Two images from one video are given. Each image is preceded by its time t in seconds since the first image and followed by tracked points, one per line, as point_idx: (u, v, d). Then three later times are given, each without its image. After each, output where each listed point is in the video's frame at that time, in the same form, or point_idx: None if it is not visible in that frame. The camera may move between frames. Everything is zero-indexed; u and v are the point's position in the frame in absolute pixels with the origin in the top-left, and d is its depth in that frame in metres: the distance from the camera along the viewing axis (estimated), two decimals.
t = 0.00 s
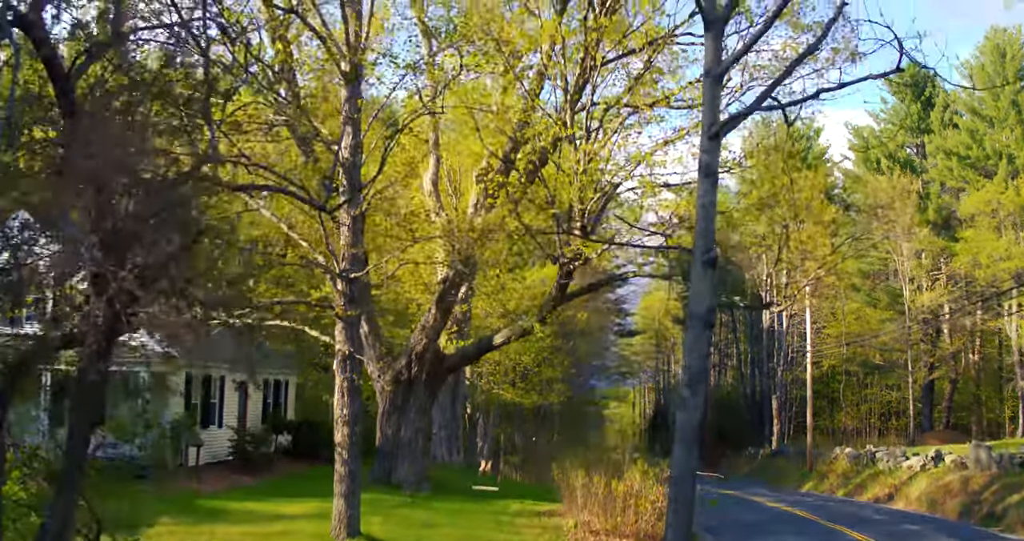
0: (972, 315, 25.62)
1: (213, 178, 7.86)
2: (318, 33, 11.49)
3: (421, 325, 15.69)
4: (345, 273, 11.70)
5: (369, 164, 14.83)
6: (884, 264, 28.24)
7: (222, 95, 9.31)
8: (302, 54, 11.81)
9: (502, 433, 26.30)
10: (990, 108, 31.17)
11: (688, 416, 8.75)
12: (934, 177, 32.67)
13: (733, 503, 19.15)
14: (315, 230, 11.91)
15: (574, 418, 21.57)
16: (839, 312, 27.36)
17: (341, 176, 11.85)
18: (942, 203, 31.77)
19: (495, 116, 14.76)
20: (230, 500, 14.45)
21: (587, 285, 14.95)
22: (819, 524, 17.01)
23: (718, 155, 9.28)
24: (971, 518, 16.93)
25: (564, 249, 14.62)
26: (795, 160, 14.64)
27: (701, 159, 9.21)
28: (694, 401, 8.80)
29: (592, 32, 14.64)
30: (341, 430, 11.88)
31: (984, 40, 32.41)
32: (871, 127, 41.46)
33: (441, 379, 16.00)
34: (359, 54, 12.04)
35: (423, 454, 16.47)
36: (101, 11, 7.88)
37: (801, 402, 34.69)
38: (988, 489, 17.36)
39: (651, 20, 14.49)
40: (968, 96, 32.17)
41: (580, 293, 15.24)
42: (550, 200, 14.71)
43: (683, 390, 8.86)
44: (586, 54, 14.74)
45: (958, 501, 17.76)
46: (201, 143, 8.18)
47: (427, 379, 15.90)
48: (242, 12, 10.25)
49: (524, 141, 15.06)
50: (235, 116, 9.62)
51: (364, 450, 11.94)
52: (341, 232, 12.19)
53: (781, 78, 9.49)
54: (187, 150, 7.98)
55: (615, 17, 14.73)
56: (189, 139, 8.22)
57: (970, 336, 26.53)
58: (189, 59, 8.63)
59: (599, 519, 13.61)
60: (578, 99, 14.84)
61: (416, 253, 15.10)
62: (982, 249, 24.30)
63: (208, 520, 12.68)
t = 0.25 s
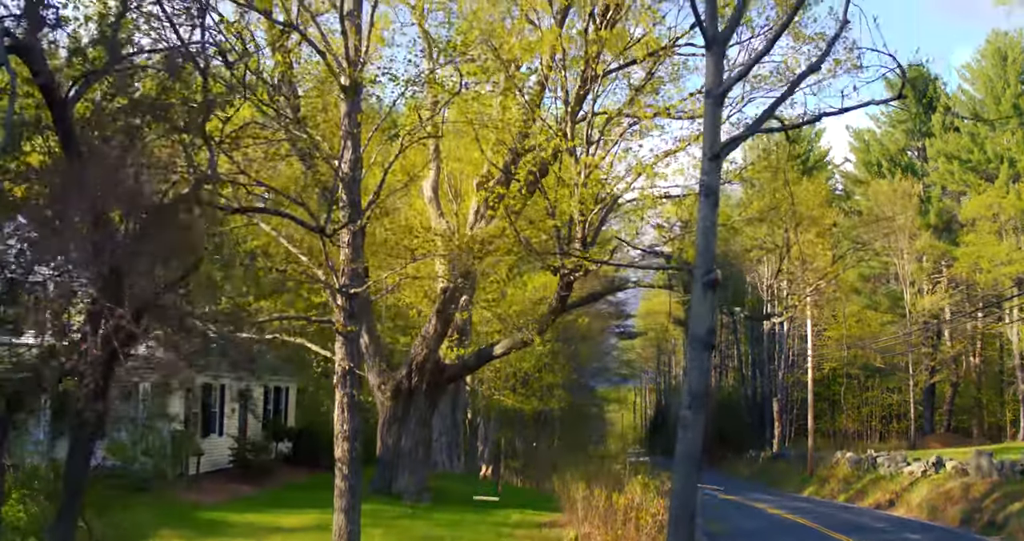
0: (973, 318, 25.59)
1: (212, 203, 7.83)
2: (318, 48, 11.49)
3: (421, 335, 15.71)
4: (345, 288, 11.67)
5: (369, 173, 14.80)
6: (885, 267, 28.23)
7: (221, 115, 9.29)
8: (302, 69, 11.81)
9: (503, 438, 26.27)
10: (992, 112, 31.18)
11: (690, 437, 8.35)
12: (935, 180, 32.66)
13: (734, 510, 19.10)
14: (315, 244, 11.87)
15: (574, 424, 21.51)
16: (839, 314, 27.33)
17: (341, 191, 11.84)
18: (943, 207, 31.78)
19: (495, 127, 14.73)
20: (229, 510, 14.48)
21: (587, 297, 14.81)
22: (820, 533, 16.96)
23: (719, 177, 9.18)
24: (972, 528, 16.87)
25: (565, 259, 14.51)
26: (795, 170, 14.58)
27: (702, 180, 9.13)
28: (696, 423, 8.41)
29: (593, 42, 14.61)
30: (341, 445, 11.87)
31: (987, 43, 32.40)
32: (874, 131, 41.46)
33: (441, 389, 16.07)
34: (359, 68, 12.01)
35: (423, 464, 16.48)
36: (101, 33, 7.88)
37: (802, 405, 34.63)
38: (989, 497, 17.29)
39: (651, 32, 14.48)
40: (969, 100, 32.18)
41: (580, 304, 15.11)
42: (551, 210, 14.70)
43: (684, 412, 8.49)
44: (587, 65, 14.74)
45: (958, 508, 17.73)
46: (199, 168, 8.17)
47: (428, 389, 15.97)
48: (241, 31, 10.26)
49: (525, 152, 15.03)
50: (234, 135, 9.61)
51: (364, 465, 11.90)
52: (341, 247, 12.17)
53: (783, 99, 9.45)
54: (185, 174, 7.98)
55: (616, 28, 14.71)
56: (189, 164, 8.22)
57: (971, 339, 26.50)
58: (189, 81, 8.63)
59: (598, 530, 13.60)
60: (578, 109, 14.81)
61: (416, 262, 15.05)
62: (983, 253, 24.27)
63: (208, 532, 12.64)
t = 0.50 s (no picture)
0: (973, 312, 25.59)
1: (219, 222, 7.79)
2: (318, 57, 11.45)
3: (422, 335, 15.72)
4: (345, 295, 11.59)
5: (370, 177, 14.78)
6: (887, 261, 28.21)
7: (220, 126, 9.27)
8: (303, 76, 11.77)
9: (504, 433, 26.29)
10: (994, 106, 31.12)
11: (692, 453, 7.89)
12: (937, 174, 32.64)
13: (733, 508, 19.14)
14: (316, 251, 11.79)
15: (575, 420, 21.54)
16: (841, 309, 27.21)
17: (341, 200, 11.81)
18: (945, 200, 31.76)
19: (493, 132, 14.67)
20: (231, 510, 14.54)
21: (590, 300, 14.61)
22: (821, 532, 16.95)
23: (721, 190, 9.15)
24: (972, 526, 16.82)
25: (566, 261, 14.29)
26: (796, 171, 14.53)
27: (705, 193, 9.08)
28: (696, 437, 7.91)
29: (594, 44, 14.56)
30: (342, 451, 11.86)
31: (987, 39, 32.38)
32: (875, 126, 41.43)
33: (442, 390, 16.12)
34: (360, 74, 11.97)
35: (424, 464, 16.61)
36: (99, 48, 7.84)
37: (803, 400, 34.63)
38: (989, 496, 17.27)
39: (652, 34, 14.43)
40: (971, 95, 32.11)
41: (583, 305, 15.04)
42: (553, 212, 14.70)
43: (684, 427, 8.00)
44: (588, 67, 14.69)
45: (958, 507, 17.75)
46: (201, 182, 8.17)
47: (429, 390, 16.04)
48: (241, 40, 10.22)
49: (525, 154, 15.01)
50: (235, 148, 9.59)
51: (366, 470, 11.87)
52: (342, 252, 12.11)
53: (783, 109, 9.41)
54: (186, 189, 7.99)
55: (617, 30, 14.67)
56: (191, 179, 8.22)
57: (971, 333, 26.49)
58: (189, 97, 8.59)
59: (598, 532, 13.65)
60: (578, 112, 14.79)
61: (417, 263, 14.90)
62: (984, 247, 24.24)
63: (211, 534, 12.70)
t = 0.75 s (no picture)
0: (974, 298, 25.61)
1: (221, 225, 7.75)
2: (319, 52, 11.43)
3: (423, 327, 15.86)
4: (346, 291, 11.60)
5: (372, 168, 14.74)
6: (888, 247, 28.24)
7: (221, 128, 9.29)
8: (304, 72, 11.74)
9: (505, 419, 26.36)
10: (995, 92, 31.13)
11: (692, 452, 8.16)
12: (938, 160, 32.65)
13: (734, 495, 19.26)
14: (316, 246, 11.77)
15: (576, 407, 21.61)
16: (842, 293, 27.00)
17: (342, 195, 11.75)
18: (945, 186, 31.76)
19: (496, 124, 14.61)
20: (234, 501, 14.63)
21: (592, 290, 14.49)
22: (821, 521, 17.01)
23: (723, 193, 9.23)
24: (972, 515, 16.85)
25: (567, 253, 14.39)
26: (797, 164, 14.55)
27: (707, 195, 9.16)
28: (699, 437, 8.19)
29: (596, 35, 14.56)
30: (344, 446, 11.94)
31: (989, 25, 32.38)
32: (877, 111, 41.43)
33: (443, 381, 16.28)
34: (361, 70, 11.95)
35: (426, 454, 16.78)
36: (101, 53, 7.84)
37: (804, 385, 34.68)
38: (988, 484, 17.30)
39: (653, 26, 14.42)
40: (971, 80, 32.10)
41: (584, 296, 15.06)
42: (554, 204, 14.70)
43: (685, 426, 8.27)
44: (589, 60, 14.69)
45: (957, 495, 17.81)
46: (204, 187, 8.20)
47: (430, 381, 16.21)
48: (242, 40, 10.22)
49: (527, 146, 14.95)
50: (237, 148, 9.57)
51: (368, 466, 11.97)
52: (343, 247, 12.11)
53: (787, 110, 9.48)
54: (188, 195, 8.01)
55: (618, 23, 14.68)
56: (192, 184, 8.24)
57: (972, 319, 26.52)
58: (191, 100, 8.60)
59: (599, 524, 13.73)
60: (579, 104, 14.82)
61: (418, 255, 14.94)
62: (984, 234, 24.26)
63: (214, 526, 12.78)
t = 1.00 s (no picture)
0: (975, 275, 25.59)
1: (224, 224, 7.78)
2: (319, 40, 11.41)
3: (424, 311, 15.95)
4: (348, 280, 11.70)
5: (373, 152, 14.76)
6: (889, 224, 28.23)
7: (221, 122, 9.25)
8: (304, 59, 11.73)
9: (506, 397, 26.41)
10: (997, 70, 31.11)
11: (693, 446, 8.17)
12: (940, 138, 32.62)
13: (736, 475, 19.32)
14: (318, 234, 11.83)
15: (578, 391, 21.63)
16: (840, 273, 26.97)
17: (343, 183, 11.78)
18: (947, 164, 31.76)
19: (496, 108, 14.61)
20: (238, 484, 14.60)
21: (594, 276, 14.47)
22: (822, 502, 17.04)
23: (726, 185, 9.23)
24: (971, 496, 16.89)
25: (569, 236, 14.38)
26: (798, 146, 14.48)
27: (710, 188, 9.15)
28: (698, 430, 8.18)
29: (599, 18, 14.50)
30: (347, 433, 11.97)
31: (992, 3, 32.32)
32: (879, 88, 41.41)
33: (444, 364, 16.43)
34: (361, 57, 11.94)
35: (428, 437, 16.89)
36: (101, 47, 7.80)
37: (804, 361, 34.74)
38: (988, 465, 17.30)
39: (656, 8, 14.35)
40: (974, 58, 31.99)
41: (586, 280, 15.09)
42: (556, 189, 14.76)
43: (687, 419, 8.29)
44: (591, 44, 14.67)
45: (956, 475, 17.85)
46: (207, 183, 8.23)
47: (432, 363, 16.35)
48: (240, 29, 10.20)
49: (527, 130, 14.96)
50: (239, 140, 9.56)
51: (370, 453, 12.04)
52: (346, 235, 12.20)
53: (791, 103, 9.46)
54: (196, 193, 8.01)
55: (620, 7, 14.64)
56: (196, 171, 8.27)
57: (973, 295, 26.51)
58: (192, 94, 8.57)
59: (604, 511, 13.77)
60: (580, 90, 14.82)
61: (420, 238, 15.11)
62: (987, 210, 24.23)
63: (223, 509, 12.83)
